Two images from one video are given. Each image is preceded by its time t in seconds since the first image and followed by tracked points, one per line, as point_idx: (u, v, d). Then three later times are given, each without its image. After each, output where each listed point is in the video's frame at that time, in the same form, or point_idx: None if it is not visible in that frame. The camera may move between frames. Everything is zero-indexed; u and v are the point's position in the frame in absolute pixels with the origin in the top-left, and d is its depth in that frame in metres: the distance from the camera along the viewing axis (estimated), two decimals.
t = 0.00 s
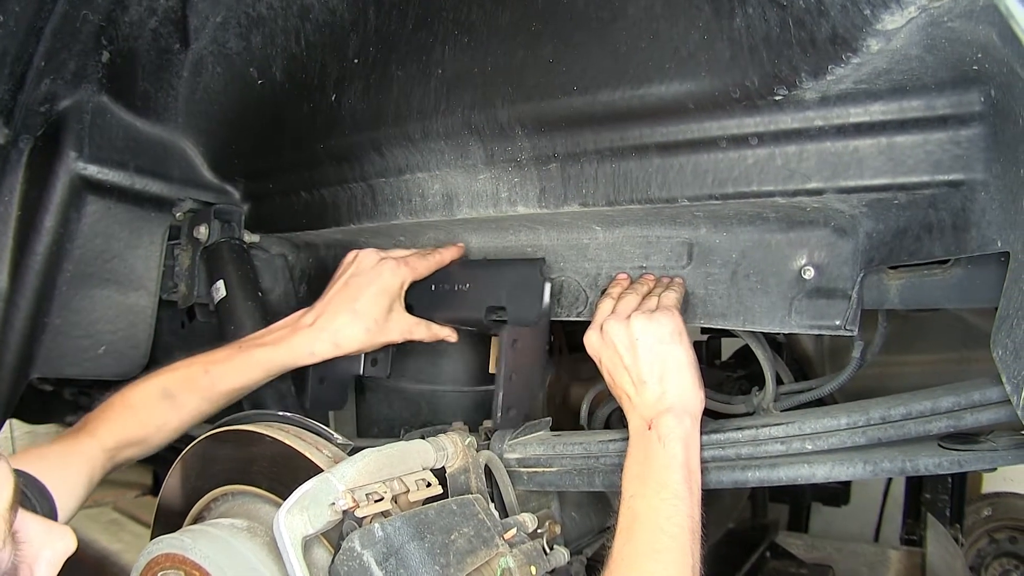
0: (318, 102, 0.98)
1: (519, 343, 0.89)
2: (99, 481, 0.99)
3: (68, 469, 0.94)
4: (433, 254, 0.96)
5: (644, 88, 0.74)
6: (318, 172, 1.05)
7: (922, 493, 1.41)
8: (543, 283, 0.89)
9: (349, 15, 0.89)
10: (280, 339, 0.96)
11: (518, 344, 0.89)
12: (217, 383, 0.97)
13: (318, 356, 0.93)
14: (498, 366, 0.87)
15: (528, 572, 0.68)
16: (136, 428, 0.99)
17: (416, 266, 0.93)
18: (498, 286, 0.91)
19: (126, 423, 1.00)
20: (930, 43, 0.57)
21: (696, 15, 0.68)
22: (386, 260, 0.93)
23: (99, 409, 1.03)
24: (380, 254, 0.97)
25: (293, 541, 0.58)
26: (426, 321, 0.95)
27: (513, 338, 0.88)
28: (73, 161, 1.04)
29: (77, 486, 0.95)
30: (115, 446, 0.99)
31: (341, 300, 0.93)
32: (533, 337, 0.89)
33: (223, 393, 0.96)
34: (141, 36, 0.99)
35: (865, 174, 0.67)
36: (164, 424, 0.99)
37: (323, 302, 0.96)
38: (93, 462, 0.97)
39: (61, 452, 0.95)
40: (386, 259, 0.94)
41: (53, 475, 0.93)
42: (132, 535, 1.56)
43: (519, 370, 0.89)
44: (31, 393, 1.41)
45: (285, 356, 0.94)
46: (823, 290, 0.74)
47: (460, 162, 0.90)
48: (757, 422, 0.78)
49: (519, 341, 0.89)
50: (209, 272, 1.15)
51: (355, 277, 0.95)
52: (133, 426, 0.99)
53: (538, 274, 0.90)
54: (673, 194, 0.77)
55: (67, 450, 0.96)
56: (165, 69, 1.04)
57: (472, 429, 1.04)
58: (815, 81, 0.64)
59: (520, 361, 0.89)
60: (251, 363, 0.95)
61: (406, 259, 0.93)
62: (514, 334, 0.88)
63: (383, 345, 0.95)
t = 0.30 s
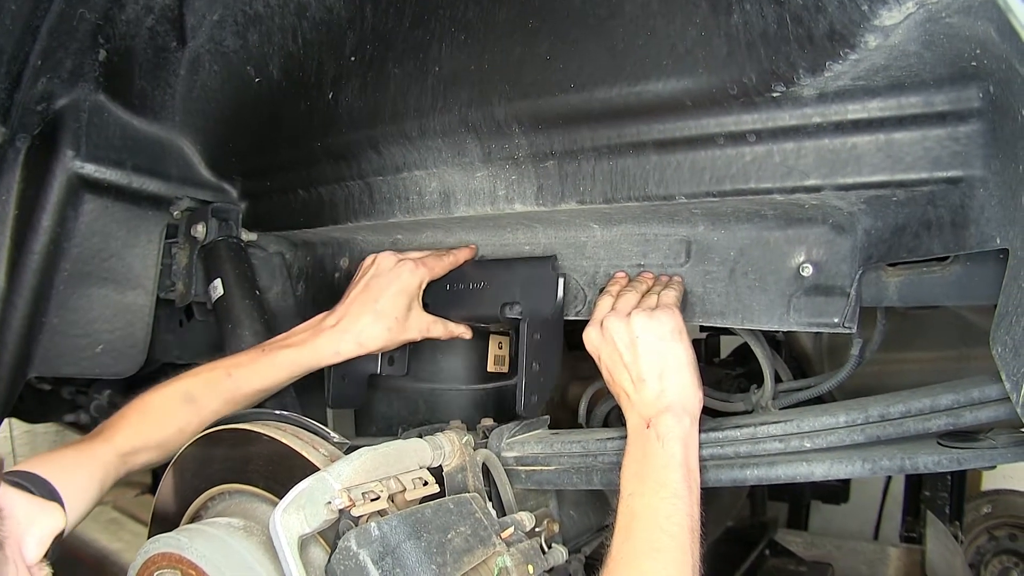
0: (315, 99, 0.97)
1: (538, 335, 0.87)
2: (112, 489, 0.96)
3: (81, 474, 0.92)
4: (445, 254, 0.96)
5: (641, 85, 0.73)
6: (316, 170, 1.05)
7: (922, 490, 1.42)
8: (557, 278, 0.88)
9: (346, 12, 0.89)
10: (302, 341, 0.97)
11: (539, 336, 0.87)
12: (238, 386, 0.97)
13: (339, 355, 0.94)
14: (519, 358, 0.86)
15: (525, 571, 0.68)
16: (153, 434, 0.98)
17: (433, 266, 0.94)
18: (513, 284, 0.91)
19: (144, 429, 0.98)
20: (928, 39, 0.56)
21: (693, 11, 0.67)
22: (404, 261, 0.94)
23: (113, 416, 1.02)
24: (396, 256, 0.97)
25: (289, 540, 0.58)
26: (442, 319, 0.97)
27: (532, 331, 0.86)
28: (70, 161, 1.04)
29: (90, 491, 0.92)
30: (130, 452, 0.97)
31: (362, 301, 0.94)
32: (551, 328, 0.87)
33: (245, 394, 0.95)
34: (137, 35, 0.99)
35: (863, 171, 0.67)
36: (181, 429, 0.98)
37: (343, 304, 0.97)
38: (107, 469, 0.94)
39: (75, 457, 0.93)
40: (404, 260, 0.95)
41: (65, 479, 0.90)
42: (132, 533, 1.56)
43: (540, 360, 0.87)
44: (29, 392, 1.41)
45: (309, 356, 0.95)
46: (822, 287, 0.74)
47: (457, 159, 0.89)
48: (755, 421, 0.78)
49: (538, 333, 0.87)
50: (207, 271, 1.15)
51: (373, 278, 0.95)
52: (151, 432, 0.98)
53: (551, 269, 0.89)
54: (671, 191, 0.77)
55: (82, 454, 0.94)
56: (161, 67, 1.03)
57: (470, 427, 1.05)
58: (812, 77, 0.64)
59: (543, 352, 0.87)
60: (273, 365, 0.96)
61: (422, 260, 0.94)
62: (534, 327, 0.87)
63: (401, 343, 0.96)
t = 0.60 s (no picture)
0: (315, 97, 0.97)
1: (549, 345, 0.88)
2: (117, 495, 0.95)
3: (87, 480, 0.91)
4: (450, 257, 0.95)
5: (642, 82, 0.73)
6: (316, 168, 1.05)
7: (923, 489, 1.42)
8: (563, 283, 0.88)
9: (346, 10, 0.88)
10: (315, 350, 0.96)
11: (549, 346, 0.88)
12: (253, 396, 0.95)
13: (351, 364, 0.93)
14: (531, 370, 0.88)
15: (525, 570, 0.67)
16: (161, 441, 0.97)
17: (440, 271, 0.92)
18: (519, 287, 0.91)
19: (153, 435, 0.97)
20: (931, 35, 0.56)
21: (694, 8, 0.67)
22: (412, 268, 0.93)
23: (124, 421, 1.01)
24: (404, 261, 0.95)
25: (289, 539, 0.58)
26: (450, 322, 0.96)
27: (541, 342, 0.87)
28: (70, 159, 1.04)
29: (96, 497, 0.92)
30: (137, 459, 0.96)
31: (372, 311, 0.93)
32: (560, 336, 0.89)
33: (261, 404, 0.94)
34: (137, 33, 0.99)
35: (864, 168, 0.67)
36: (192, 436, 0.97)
37: (353, 310, 0.96)
38: (114, 475, 0.94)
39: (83, 462, 0.93)
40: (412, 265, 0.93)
41: (71, 484, 0.90)
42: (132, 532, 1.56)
43: (551, 369, 0.88)
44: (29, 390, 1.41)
45: (322, 365, 0.94)
46: (823, 285, 0.74)
47: (458, 157, 0.89)
48: (756, 419, 0.77)
49: (548, 342, 0.88)
50: (207, 270, 1.15)
51: (380, 285, 0.94)
52: (161, 439, 0.97)
53: (557, 273, 0.89)
54: (671, 189, 0.77)
55: (90, 458, 0.94)
56: (161, 65, 1.03)
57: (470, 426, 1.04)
58: (814, 74, 0.63)
59: (551, 361, 0.88)
60: (285, 374, 0.95)
61: (430, 267, 0.92)
62: (541, 337, 0.88)
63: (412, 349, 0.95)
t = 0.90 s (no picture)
0: (318, 96, 0.97)
1: (566, 356, 0.84)
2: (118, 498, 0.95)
3: (90, 480, 0.91)
4: (458, 261, 0.93)
5: (645, 81, 0.73)
6: (317, 167, 1.05)
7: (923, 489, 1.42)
8: (577, 290, 0.87)
9: (349, 8, 0.89)
10: (329, 356, 0.96)
11: (566, 357, 0.84)
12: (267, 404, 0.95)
13: (366, 371, 0.93)
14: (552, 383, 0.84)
15: (527, 568, 0.67)
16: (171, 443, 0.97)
17: (454, 280, 0.91)
18: (532, 291, 0.90)
19: (159, 438, 0.97)
20: (934, 36, 0.56)
21: (697, 7, 0.67)
22: (427, 277, 0.91)
23: (133, 422, 1.01)
24: (416, 267, 0.92)
25: (291, 537, 0.58)
26: (464, 324, 0.95)
27: (559, 354, 0.84)
28: (71, 157, 1.04)
29: (101, 496, 0.91)
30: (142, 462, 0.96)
31: (387, 320, 0.92)
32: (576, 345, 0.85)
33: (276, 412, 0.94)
34: (139, 31, 0.99)
35: (866, 168, 0.67)
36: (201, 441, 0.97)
37: (366, 316, 0.95)
38: (117, 477, 0.93)
39: (86, 461, 0.92)
40: (424, 269, 0.91)
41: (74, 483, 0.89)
42: (132, 530, 1.56)
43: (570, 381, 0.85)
44: (30, 388, 1.41)
45: (337, 374, 0.93)
46: (825, 285, 0.74)
47: (460, 156, 0.89)
48: (758, 418, 0.78)
49: (565, 354, 0.84)
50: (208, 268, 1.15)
51: (395, 296, 0.92)
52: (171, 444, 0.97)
53: (568, 278, 0.88)
54: (673, 188, 0.77)
55: (98, 457, 0.93)
56: (163, 63, 1.03)
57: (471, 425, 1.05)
58: (816, 74, 0.63)
59: (570, 372, 0.85)
60: (299, 380, 0.95)
61: (444, 277, 0.91)
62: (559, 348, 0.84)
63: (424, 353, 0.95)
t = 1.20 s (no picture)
0: (318, 97, 0.97)
1: (574, 358, 0.84)
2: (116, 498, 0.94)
3: (90, 480, 0.90)
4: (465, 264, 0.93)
5: (644, 82, 0.73)
6: (317, 168, 1.05)
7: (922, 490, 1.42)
8: (583, 293, 0.87)
9: (349, 9, 0.89)
10: (334, 356, 0.96)
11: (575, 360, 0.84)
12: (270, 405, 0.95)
13: (370, 370, 0.93)
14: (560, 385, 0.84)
15: (526, 569, 0.68)
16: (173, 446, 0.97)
17: (461, 284, 0.91)
18: (539, 293, 0.89)
19: (160, 439, 0.97)
20: (931, 38, 0.56)
21: (696, 9, 0.67)
22: (435, 278, 0.91)
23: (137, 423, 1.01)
24: (425, 268, 0.92)
25: (290, 537, 0.58)
26: (467, 324, 0.96)
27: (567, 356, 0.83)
28: (71, 157, 1.04)
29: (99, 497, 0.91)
30: (142, 463, 0.96)
31: (394, 320, 0.93)
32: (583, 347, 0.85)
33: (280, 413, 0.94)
34: (140, 31, 0.99)
35: (865, 169, 0.67)
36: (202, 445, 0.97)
37: (372, 315, 0.95)
38: (117, 477, 0.93)
39: (87, 460, 0.92)
40: (429, 269, 0.92)
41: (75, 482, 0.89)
42: (132, 530, 1.57)
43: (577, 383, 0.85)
44: (30, 388, 1.41)
45: (341, 374, 0.94)
46: (823, 286, 0.74)
47: (460, 156, 0.90)
48: (756, 419, 0.78)
49: (574, 356, 0.84)
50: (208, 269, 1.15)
51: (403, 297, 0.92)
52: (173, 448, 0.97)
53: (577, 283, 0.88)
54: (672, 190, 0.77)
55: (99, 456, 0.93)
56: (163, 63, 1.03)
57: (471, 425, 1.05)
58: (815, 75, 0.64)
59: (577, 375, 0.85)
60: (302, 378, 0.95)
61: (452, 279, 0.91)
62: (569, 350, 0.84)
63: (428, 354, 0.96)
